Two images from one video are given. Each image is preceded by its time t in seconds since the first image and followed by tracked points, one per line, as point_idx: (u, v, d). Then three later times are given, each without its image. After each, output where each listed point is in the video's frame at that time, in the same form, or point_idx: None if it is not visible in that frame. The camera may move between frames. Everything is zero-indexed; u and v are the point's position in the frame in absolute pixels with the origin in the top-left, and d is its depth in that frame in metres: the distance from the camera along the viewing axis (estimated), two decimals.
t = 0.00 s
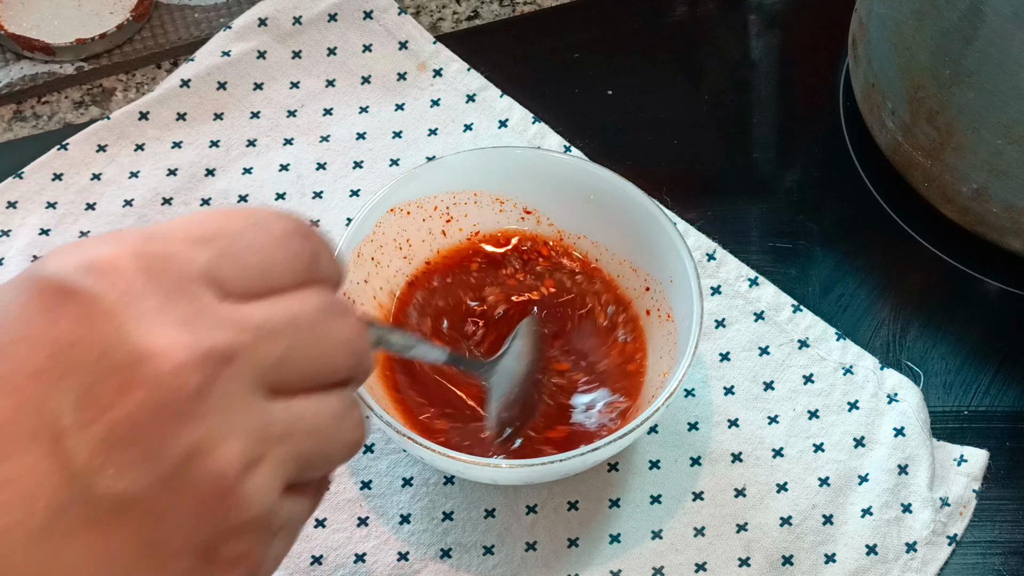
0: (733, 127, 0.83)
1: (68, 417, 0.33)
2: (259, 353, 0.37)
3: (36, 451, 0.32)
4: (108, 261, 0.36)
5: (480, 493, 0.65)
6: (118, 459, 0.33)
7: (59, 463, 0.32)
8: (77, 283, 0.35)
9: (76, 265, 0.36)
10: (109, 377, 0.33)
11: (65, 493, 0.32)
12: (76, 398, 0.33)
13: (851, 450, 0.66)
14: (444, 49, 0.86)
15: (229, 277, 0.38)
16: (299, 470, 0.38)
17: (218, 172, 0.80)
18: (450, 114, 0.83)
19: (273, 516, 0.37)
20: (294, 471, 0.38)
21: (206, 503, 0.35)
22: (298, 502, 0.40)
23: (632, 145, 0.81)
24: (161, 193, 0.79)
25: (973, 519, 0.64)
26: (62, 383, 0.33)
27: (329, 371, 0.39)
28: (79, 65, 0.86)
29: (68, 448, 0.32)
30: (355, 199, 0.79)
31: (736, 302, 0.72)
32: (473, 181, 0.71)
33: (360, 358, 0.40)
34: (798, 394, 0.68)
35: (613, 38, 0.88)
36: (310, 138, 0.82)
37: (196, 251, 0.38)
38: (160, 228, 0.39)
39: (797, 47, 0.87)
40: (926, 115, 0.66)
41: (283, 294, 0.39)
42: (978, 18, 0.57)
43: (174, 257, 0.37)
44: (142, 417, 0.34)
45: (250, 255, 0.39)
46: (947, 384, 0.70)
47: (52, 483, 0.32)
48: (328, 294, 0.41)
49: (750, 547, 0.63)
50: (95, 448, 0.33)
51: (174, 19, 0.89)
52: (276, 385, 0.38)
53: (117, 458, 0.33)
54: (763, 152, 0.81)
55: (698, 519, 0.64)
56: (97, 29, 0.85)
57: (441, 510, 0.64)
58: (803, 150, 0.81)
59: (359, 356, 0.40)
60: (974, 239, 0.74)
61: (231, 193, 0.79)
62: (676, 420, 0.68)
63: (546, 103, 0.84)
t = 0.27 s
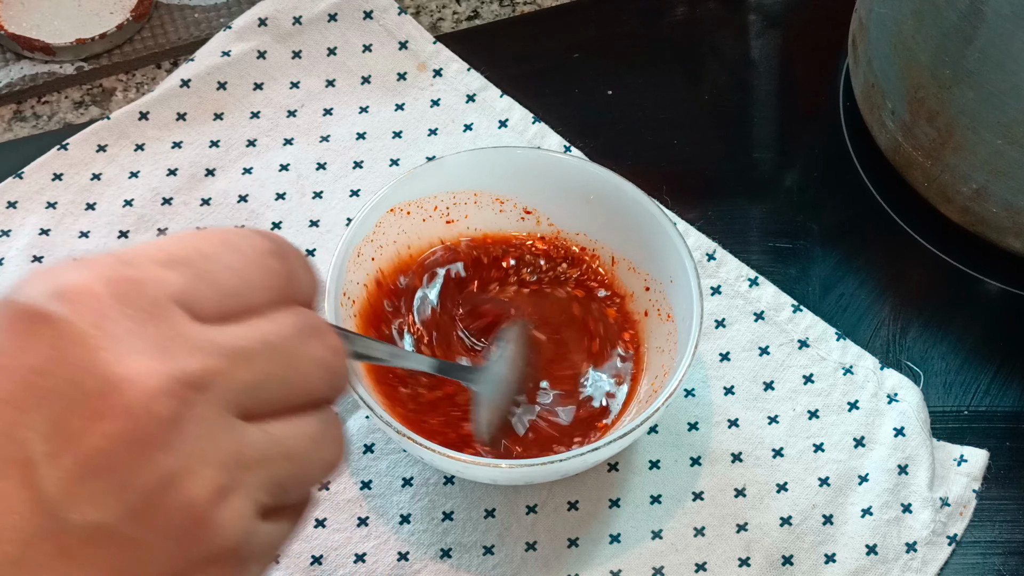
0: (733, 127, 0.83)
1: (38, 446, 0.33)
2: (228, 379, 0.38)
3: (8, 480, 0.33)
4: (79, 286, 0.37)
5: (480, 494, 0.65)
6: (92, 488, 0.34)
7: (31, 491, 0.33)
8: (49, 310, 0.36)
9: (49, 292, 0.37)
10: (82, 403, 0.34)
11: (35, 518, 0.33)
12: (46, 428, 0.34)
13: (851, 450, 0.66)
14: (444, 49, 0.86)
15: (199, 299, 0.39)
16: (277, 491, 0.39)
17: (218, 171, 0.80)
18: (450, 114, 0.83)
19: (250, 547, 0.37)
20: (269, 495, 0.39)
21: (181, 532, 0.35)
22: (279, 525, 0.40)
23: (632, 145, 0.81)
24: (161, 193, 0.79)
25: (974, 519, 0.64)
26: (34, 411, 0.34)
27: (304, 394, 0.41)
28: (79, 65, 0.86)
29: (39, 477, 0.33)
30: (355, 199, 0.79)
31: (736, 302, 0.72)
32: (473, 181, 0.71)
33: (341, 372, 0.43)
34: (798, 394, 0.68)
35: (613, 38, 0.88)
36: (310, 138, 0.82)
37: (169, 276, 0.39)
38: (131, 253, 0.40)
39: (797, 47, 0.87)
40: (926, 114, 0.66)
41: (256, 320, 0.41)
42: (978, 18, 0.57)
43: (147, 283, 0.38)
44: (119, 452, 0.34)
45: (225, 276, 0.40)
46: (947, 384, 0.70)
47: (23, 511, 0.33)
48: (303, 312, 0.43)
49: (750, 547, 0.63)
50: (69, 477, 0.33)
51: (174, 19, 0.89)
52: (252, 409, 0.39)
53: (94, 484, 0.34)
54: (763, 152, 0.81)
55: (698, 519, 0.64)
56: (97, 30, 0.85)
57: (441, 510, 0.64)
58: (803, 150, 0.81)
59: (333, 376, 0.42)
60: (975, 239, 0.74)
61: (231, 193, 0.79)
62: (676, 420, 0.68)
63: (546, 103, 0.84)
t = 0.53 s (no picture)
0: (733, 128, 0.83)
1: None
2: (186, 309, 0.38)
3: None
4: (36, 219, 0.36)
5: (481, 493, 0.65)
6: (56, 417, 0.34)
7: None
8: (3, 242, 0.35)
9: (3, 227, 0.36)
10: (38, 335, 0.34)
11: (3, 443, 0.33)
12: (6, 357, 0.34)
13: (850, 450, 0.66)
14: (444, 50, 0.86)
15: (152, 233, 0.39)
16: (235, 424, 0.40)
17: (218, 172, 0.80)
18: (450, 114, 0.83)
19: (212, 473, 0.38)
20: (229, 424, 0.40)
21: (141, 456, 0.36)
22: (238, 455, 0.41)
23: (631, 146, 0.82)
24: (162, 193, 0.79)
25: (973, 518, 0.64)
26: None
27: (260, 323, 0.41)
28: (80, 65, 0.86)
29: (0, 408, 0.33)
30: (355, 200, 0.79)
31: (736, 302, 0.73)
32: (473, 182, 0.72)
33: (290, 308, 0.43)
34: (798, 394, 0.68)
35: (613, 39, 0.88)
36: (311, 138, 0.82)
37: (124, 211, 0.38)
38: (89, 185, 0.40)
39: (796, 48, 0.87)
40: (925, 115, 0.66)
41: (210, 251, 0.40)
42: (977, 19, 0.57)
43: (104, 216, 0.38)
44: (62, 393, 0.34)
45: (179, 214, 0.40)
46: (946, 384, 0.70)
47: None
48: (255, 247, 0.42)
49: (750, 546, 0.63)
50: (32, 406, 0.34)
51: (175, 19, 0.89)
52: (206, 339, 0.39)
53: (55, 414, 0.34)
54: (762, 152, 0.81)
55: (698, 519, 0.64)
56: (98, 30, 0.86)
57: (441, 510, 0.64)
58: (802, 150, 0.81)
59: (284, 304, 0.42)
60: (974, 239, 0.75)
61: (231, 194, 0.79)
62: (676, 419, 0.68)
63: (546, 103, 0.84)
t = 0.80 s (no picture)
0: (733, 128, 0.83)
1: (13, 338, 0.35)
2: (194, 277, 0.38)
3: None
4: (47, 188, 0.38)
5: (481, 493, 0.65)
6: (72, 377, 0.35)
7: (9, 383, 0.35)
8: (21, 212, 0.37)
9: (19, 195, 0.38)
10: (54, 298, 0.36)
11: (12, 402, 0.35)
12: (22, 321, 0.35)
13: (850, 450, 0.66)
14: (444, 50, 0.86)
15: (164, 208, 0.40)
16: (243, 391, 0.40)
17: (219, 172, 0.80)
18: (450, 114, 0.83)
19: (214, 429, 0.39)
20: (235, 391, 0.40)
21: (151, 414, 0.37)
22: (248, 419, 0.42)
23: (631, 146, 0.82)
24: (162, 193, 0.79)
25: (973, 518, 0.64)
26: (12, 304, 0.35)
27: (268, 296, 0.41)
28: (80, 65, 0.86)
29: (19, 367, 0.35)
30: (355, 200, 0.79)
31: (736, 302, 0.73)
32: (473, 181, 0.72)
33: (297, 277, 0.43)
34: (797, 394, 0.68)
35: (613, 39, 0.88)
36: (311, 138, 0.82)
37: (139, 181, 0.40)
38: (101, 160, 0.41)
39: (796, 48, 0.87)
40: (925, 115, 0.66)
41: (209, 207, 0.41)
42: (977, 19, 0.57)
43: (112, 186, 0.39)
44: (91, 340, 0.36)
45: (183, 184, 0.40)
46: (946, 384, 0.70)
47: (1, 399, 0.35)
48: (262, 218, 0.42)
49: (749, 546, 0.63)
50: (45, 370, 0.35)
51: (175, 19, 0.89)
52: (217, 307, 0.39)
53: (65, 377, 0.35)
54: (762, 152, 0.81)
55: (698, 519, 0.64)
56: (98, 30, 0.86)
57: (441, 510, 0.64)
58: (802, 150, 0.81)
59: (294, 277, 0.42)
60: (974, 239, 0.75)
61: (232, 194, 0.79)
62: (676, 419, 0.68)
63: (546, 103, 0.84)
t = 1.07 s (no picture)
0: (733, 128, 0.83)
1: (30, 342, 0.36)
2: (212, 284, 0.39)
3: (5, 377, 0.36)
4: (65, 198, 0.39)
5: (481, 493, 0.65)
6: (86, 379, 0.36)
7: (25, 388, 0.36)
8: (38, 221, 0.38)
9: (37, 206, 0.39)
10: (64, 305, 0.36)
11: (33, 415, 0.36)
12: (37, 324, 0.36)
13: (850, 450, 0.66)
14: (444, 50, 0.86)
15: (180, 216, 0.41)
16: (259, 400, 0.41)
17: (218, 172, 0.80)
18: (450, 114, 0.83)
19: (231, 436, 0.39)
20: (253, 397, 0.40)
21: (162, 424, 0.37)
22: (263, 430, 0.42)
23: (631, 145, 0.82)
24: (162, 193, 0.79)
25: (973, 518, 0.64)
26: (27, 311, 0.36)
27: (287, 305, 0.41)
28: (80, 65, 0.86)
29: (32, 373, 0.36)
30: (355, 199, 0.79)
31: (736, 302, 0.73)
32: (473, 182, 0.72)
33: (319, 285, 0.43)
34: (797, 394, 0.68)
35: (613, 39, 0.88)
36: (310, 138, 0.82)
37: (164, 244, 0.39)
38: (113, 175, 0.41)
39: (796, 48, 0.87)
40: (925, 115, 0.66)
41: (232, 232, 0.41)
42: (977, 19, 0.57)
43: (128, 195, 0.40)
44: (91, 358, 0.36)
45: (201, 195, 0.41)
46: (946, 384, 0.70)
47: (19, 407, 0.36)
48: (281, 228, 0.43)
49: (750, 546, 0.63)
50: (63, 371, 0.36)
51: (175, 19, 0.89)
52: (232, 315, 0.40)
53: (79, 379, 0.36)
54: (762, 152, 0.81)
55: (698, 519, 0.64)
56: (98, 30, 0.86)
57: (441, 510, 0.64)
58: (802, 150, 0.81)
59: (315, 286, 0.42)
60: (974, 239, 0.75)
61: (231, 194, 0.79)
62: (676, 419, 0.68)
63: (546, 103, 0.84)
